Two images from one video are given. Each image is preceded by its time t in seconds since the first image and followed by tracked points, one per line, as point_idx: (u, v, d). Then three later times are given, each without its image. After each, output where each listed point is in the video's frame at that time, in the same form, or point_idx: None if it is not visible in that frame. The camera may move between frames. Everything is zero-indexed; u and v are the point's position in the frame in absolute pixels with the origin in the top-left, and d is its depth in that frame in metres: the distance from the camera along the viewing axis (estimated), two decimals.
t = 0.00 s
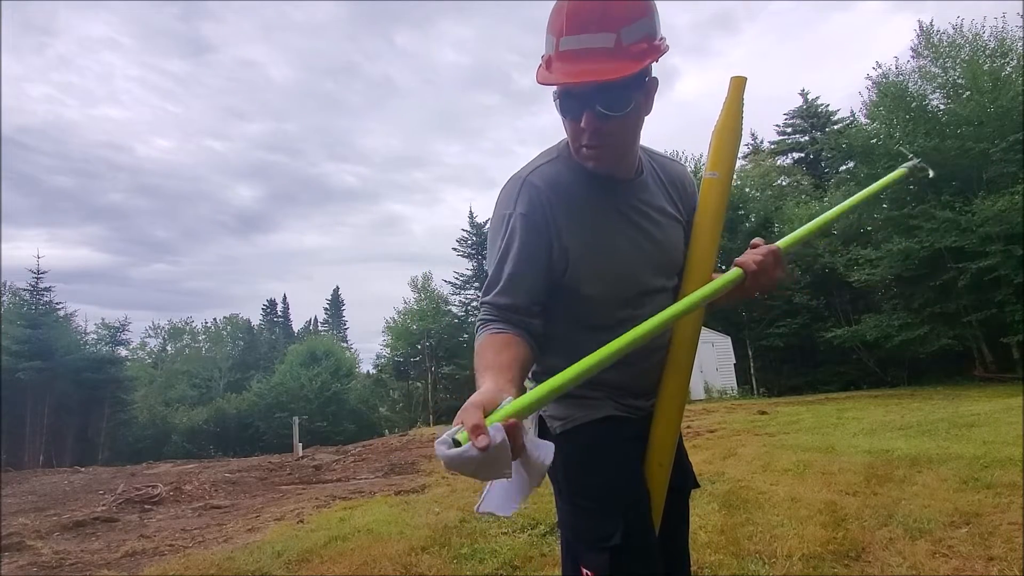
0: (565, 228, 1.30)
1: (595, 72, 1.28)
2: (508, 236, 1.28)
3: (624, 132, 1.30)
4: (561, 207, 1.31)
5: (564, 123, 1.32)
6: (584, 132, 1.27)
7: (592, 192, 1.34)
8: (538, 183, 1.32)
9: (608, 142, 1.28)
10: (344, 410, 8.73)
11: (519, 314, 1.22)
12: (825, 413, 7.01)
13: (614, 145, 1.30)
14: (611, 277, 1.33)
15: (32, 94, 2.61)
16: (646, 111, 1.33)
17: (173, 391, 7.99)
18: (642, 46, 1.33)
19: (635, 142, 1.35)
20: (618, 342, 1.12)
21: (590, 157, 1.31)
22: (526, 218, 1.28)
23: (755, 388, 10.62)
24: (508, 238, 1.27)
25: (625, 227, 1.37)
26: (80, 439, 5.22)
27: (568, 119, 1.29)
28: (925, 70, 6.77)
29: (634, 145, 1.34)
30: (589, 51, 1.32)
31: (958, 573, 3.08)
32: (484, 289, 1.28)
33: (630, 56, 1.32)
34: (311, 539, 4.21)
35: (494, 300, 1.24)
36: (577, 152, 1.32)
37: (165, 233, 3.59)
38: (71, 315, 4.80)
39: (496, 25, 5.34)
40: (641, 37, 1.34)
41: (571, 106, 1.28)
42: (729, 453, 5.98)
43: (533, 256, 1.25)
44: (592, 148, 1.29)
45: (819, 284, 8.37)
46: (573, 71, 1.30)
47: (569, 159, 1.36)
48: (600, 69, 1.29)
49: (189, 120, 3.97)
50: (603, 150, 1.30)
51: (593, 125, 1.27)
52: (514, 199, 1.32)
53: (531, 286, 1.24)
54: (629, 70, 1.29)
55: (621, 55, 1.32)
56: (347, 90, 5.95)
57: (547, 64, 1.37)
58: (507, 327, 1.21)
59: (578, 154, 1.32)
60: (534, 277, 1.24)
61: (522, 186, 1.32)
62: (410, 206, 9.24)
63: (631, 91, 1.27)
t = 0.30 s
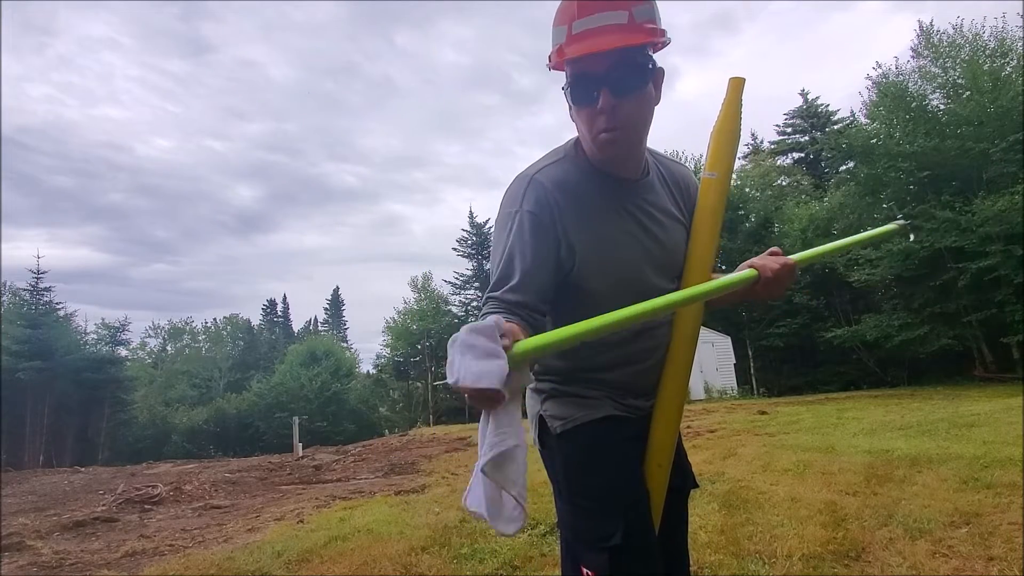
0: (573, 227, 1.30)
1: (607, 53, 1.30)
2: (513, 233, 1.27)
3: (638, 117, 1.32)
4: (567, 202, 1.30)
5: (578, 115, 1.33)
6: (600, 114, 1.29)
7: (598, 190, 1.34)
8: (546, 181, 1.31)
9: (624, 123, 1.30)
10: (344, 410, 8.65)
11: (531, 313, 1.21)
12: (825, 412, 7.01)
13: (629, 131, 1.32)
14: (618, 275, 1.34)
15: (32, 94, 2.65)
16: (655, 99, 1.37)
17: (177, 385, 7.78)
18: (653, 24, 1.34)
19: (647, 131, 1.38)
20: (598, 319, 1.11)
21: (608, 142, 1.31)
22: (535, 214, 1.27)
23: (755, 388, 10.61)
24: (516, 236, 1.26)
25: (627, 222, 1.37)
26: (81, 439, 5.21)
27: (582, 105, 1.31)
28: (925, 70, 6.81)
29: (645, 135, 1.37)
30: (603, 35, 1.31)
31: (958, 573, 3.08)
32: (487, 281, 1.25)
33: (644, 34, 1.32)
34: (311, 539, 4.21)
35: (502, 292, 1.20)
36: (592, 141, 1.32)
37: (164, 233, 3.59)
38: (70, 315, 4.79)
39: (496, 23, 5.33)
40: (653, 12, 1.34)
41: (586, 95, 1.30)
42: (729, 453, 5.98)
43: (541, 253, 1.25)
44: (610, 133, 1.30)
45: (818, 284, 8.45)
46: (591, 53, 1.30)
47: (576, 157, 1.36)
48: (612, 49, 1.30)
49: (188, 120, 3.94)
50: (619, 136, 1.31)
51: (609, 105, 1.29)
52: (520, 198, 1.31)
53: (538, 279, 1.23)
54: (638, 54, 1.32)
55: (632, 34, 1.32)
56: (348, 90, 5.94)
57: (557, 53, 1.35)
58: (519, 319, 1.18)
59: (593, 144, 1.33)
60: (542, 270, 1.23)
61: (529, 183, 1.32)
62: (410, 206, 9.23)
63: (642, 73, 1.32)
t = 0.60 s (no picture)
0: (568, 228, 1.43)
1: (617, 65, 1.42)
2: (511, 228, 1.39)
3: (640, 127, 1.46)
4: (563, 203, 1.43)
5: (584, 117, 1.47)
6: (605, 126, 1.43)
7: (595, 190, 1.47)
8: (548, 183, 1.43)
9: (626, 135, 1.44)
10: (344, 409, 8.51)
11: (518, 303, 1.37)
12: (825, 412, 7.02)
13: (631, 139, 1.45)
14: (609, 272, 1.47)
15: (33, 94, 2.73)
16: (661, 108, 1.50)
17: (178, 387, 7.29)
18: (664, 35, 1.46)
19: (649, 137, 1.51)
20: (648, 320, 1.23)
21: (609, 152, 1.45)
22: (534, 213, 1.40)
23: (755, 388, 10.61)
24: (515, 233, 1.38)
25: (620, 218, 1.50)
26: (81, 440, 5.20)
27: (589, 112, 1.44)
28: (926, 70, 6.80)
29: (648, 142, 1.51)
30: (611, 43, 1.44)
31: (958, 573, 3.08)
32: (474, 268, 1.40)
33: (655, 47, 1.45)
34: (311, 538, 4.21)
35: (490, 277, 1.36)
36: (595, 148, 1.47)
37: (164, 233, 3.58)
38: (71, 315, 4.78)
39: (496, 25, 5.26)
40: (665, 26, 1.46)
41: (593, 101, 1.43)
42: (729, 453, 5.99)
43: (535, 248, 1.39)
44: (611, 143, 1.44)
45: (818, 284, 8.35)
46: (600, 62, 1.42)
47: (580, 157, 1.49)
48: (622, 61, 1.42)
49: (188, 119, 3.88)
50: (619, 145, 1.45)
51: (614, 118, 1.43)
52: (523, 196, 1.42)
53: (529, 273, 1.38)
54: (648, 66, 1.44)
55: (642, 46, 1.44)
56: (348, 90, 5.93)
57: (568, 54, 1.47)
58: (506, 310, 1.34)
59: (596, 149, 1.47)
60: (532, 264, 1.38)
61: (532, 182, 1.44)
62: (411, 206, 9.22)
63: (650, 88, 1.44)
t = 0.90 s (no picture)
0: (565, 225, 1.44)
1: (616, 69, 1.43)
2: (503, 228, 1.43)
3: (639, 130, 1.45)
4: (555, 201, 1.44)
5: (581, 121, 1.47)
6: (602, 129, 1.43)
7: (588, 187, 1.47)
8: (541, 181, 1.45)
9: (624, 138, 1.43)
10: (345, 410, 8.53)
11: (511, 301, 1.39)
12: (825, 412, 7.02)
13: (630, 141, 1.44)
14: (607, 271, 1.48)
15: (33, 94, 2.78)
16: (661, 110, 1.49)
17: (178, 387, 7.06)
18: (663, 42, 1.50)
19: (648, 139, 1.50)
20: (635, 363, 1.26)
21: (606, 154, 1.45)
22: (525, 212, 1.42)
23: (756, 388, 10.65)
24: (508, 233, 1.42)
25: (616, 215, 1.49)
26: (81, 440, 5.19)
27: (587, 115, 1.44)
28: (925, 70, 6.64)
29: (647, 143, 1.50)
30: (611, 49, 1.46)
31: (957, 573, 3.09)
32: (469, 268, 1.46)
33: (653, 55, 1.48)
34: (311, 539, 4.21)
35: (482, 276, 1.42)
36: (592, 150, 1.47)
37: (165, 233, 3.58)
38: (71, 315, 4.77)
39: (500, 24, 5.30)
40: (663, 36, 1.50)
41: (590, 104, 1.43)
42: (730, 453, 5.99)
43: (525, 247, 1.41)
44: (609, 146, 1.43)
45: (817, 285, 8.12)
46: (600, 67, 1.44)
47: (577, 157, 1.50)
48: (622, 66, 1.44)
49: (190, 121, 3.74)
50: (618, 148, 1.44)
51: (611, 122, 1.42)
52: (517, 196, 1.45)
53: (520, 271, 1.41)
54: (648, 69, 1.44)
55: (643, 52, 1.48)
56: (350, 89, 5.92)
57: (567, 57, 1.50)
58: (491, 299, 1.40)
59: (592, 151, 1.47)
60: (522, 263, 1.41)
61: (523, 183, 1.46)
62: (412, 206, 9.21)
63: (649, 91, 1.44)
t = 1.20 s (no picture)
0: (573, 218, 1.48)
1: (615, 99, 1.46)
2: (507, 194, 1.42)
3: (637, 153, 1.48)
4: (568, 189, 1.47)
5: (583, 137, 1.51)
6: (598, 148, 1.47)
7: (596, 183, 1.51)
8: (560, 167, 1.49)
9: (618, 159, 1.47)
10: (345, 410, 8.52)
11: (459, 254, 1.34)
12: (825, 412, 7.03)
13: (626, 162, 1.48)
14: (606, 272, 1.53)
15: (33, 92, 2.81)
16: (660, 136, 1.52)
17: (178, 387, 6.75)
18: (668, 76, 1.52)
19: (647, 162, 1.52)
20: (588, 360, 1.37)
21: (603, 171, 1.48)
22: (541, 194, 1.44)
23: (756, 388, 10.66)
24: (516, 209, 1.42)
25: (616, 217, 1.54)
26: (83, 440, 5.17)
27: (586, 134, 1.48)
28: (925, 70, 6.65)
29: (645, 166, 1.53)
30: (612, 74, 1.50)
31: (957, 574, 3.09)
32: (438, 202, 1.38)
33: (656, 88, 1.50)
34: (311, 539, 4.21)
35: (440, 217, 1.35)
36: (590, 165, 1.50)
37: (166, 233, 3.57)
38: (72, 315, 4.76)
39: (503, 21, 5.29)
40: (668, 69, 1.53)
41: (589, 126, 1.47)
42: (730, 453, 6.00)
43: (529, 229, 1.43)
44: (605, 165, 1.47)
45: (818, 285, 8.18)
46: (599, 92, 1.48)
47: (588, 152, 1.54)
48: (621, 96, 1.47)
49: (192, 119, 3.71)
50: (614, 167, 1.48)
51: (608, 144, 1.46)
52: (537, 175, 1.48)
53: (496, 240, 1.41)
54: (648, 100, 1.47)
55: (645, 83, 1.50)
56: (353, 88, 5.91)
57: (575, 76, 1.56)
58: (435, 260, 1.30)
59: (591, 166, 1.51)
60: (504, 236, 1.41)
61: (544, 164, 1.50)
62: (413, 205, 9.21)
63: (647, 118, 1.45)
